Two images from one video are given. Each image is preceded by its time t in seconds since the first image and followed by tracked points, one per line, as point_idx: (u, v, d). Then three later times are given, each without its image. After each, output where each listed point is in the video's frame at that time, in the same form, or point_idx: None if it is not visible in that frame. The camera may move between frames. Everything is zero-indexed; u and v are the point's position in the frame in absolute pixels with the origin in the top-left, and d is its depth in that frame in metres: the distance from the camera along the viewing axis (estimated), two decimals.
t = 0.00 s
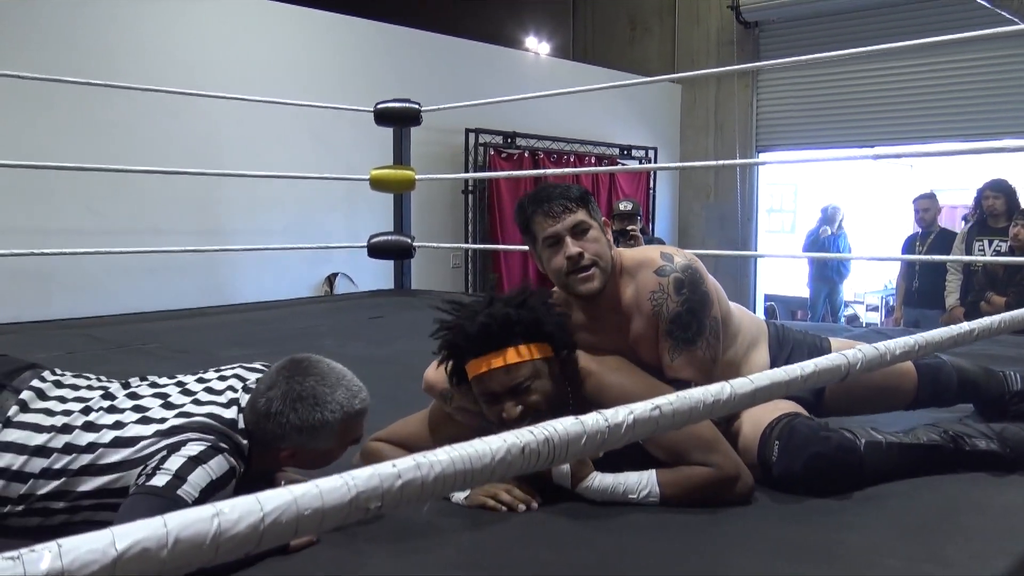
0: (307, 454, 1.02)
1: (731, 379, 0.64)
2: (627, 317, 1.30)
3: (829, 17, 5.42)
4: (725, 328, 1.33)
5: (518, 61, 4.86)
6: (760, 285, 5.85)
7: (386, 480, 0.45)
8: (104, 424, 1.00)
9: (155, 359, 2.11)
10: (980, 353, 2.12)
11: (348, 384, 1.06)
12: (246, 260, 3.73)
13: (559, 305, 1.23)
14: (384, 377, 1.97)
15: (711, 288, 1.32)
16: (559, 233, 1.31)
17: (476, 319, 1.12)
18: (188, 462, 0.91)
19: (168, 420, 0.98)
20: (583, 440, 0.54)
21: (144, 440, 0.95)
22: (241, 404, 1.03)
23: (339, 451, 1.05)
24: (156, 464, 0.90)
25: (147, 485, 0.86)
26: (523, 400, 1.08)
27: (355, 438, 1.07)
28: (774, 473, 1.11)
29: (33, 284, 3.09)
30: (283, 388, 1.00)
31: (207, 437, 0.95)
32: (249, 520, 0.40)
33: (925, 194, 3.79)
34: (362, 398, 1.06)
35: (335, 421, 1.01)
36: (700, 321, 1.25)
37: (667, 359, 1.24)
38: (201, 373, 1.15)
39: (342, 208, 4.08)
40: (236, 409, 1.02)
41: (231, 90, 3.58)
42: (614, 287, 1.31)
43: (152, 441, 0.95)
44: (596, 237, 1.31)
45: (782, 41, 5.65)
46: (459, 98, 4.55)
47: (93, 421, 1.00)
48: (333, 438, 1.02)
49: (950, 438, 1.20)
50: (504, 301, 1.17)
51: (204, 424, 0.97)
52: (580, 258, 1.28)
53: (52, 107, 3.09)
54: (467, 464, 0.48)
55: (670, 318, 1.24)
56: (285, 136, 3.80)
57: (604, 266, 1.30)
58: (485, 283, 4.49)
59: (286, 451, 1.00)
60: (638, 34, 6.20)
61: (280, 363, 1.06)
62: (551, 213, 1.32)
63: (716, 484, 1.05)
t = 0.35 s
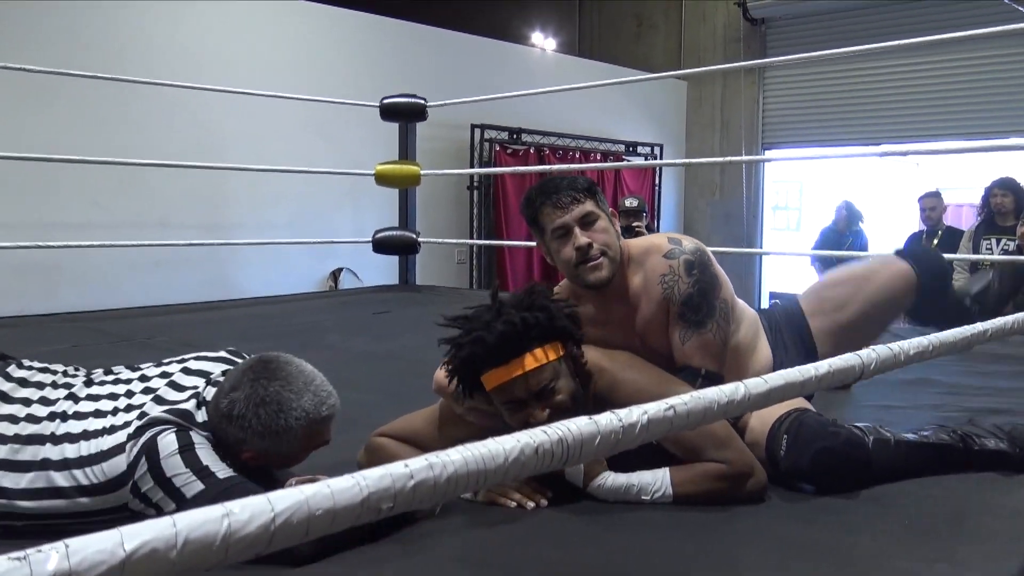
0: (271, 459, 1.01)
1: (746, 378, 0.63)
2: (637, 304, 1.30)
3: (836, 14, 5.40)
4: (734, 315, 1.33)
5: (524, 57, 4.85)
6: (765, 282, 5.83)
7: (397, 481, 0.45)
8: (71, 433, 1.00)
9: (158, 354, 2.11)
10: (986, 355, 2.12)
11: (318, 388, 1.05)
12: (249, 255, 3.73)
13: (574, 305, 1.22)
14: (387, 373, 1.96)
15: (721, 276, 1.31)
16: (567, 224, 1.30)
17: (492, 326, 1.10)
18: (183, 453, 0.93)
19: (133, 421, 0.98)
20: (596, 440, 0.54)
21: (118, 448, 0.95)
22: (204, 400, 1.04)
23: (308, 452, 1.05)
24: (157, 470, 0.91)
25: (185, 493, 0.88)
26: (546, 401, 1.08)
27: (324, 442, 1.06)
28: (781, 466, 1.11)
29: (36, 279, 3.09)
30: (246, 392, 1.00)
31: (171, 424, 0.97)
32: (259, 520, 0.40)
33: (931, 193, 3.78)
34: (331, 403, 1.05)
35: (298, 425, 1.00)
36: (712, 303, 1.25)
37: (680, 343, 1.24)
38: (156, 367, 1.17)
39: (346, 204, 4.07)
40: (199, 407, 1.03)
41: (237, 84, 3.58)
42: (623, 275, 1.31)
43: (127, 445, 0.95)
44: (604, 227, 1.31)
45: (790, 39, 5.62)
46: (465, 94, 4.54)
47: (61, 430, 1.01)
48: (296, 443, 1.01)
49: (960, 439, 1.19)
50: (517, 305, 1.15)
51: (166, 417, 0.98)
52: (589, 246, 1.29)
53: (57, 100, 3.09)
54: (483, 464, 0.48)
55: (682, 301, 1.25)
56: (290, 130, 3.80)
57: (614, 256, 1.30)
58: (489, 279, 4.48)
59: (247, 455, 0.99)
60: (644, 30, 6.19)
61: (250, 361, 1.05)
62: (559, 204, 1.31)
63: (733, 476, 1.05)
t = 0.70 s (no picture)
0: (282, 458, 1.02)
1: (745, 375, 0.63)
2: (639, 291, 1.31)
3: (840, 12, 5.38)
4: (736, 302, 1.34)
5: (527, 53, 4.84)
6: (767, 280, 5.83)
7: (391, 475, 0.45)
8: (84, 420, 1.00)
9: (159, 347, 2.11)
10: (988, 353, 2.12)
11: (331, 393, 1.05)
12: (251, 250, 3.73)
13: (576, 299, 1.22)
14: (388, 368, 1.96)
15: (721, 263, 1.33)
16: (554, 224, 1.30)
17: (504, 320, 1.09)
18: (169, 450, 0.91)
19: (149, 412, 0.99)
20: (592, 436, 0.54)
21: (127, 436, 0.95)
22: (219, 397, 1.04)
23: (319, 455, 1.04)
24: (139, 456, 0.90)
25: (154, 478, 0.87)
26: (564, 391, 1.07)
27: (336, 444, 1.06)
28: (782, 470, 1.10)
29: (37, 272, 3.09)
30: (261, 393, 1.00)
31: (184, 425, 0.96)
32: (250, 514, 0.40)
33: (933, 191, 3.77)
34: (343, 407, 1.05)
35: (311, 429, 1.00)
36: (712, 280, 1.27)
37: (685, 324, 1.24)
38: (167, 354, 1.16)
39: (349, 199, 4.07)
40: (214, 402, 1.03)
41: (239, 78, 3.57)
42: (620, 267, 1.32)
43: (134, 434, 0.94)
44: (592, 225, 1.29)
45: (793, 36, 5.61)
46: (468, 89, 4.53)
47: (75, 418, 1.01)
48: (309, 444, 1.01)
49: (959, 438, 1.19)
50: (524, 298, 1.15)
51: (181, 413, 0.97)
52: (574, 248, 1.28)
53: (58, 93, 3.08)
54: (479, 459, 0.48)
55: (682, 280, 1.27)
56: (293, 124, 3.79)
57: (602, 254, 1.30)
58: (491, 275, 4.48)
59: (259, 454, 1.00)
60: (648, 26, 6.18)
61: (262, 363, 1.05)
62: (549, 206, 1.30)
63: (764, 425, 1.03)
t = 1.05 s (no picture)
0: (213, 475, 1.01)
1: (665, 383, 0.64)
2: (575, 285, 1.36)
3: (790, 18, 5.47)
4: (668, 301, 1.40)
5: (481, 53, 4.84)
6: (717, 281, 5.90)
7: (299, 487, 0.43)
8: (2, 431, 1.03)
9: (101, 346, 2.08)
10: (927, 354, 2.17)
11: (260, 402, 1.05)
12: (201, 248, 3.68)
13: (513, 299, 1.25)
14: (335, 368, 1.96)
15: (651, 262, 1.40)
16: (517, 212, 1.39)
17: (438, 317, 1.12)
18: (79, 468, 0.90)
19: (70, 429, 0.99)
20: (508, 445, 0.54)
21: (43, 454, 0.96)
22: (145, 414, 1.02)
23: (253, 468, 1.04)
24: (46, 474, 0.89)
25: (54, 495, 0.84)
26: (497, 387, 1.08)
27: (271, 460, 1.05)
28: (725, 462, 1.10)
29: None
30: (187, 406, 1.00)
31: (98, 442, 0.96)
32: (148, 529, 0.38)
33: (877, 194, 3.85)
34: (273, 416, 1.05)
35: (239, 439, 1.00)
36: (643, 272, 1.34)
37: (619, 312, 1.29)
38: (100, 367, 1.16)
39: (302, 198, 4.04)
40: (139, 420, 1.02)
41: (187, 73, 3.52)
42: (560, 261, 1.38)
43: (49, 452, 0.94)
44: (548, 220, 1.41)
45: (744, 41, 5.69)
46: (421, 88, 4.51)
47: None
48: (239, 457, 1.00)
49: (890, 433, 1.21)
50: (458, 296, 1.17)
51: (98, 431, 0.97)
52: (536, 233, 1.37)
53: None
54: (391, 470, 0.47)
55: (617, 271, 1.33)
56: (242, 120, 3.75)
57: (557, 245, 1.38)
58: (442, 274, 4.47)
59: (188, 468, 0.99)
60: (603, 28, 6.22)
61: (190, 376, 1.05)
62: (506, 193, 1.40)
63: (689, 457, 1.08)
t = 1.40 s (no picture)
0: (105, 461, 1.00)
1: (556, 375, 0.67)
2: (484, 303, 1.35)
3: (699, 23, 5.58)
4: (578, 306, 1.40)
5: (394, 51, 4.80)
6: (629, 281, 5.99)
7: (171, 479, 0.45)
8: None
9: None
10: (824, 352, 2.25)
11: (153, 387, 1.04)
12: (102, 246, 3.56)
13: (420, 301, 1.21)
14: (243, 368, 1.92)
15: (560, 266, 1.38)
16: (412, 240, 1.33)
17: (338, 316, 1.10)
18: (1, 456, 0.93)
19: None
20: (395, 436, 0.55)
21: None
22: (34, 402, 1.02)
23: (147, 456, 1.03)
24: None
25: None
26: (382, 395, 1.07)
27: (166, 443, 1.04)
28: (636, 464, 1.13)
29: None
30: (75, 392, 0.99)
31: None
32: (9, 522, 0.39)
33: (780, 197, 3.97)
34: (168, 401, 1.04)
35: (129, 425, 0.99)
36: (552, 292, 1.32)
37: (528, 339, 1.29)
38: None
39: (208, 195, 3.94)
40: (27, 409, 1.01)
41: (87, 65, 3.39)
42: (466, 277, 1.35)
43: None
44: (448, 242, 1.35)
45: (655, 44, 5.79)
46: (332, 86, 4.46)
47: None
48: (130, 442, 0.99)
49: (785, 429, 1.26)
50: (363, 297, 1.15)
51: None
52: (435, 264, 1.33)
53: None
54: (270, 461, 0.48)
55: (525, 294, 1.31)
56: (145, 114, 3.63)
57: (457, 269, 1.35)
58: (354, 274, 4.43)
59: (77, 456, 0.98)
60: (517, 28, 6.24)
61: (80, 362, 1.04)
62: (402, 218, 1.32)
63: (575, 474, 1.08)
